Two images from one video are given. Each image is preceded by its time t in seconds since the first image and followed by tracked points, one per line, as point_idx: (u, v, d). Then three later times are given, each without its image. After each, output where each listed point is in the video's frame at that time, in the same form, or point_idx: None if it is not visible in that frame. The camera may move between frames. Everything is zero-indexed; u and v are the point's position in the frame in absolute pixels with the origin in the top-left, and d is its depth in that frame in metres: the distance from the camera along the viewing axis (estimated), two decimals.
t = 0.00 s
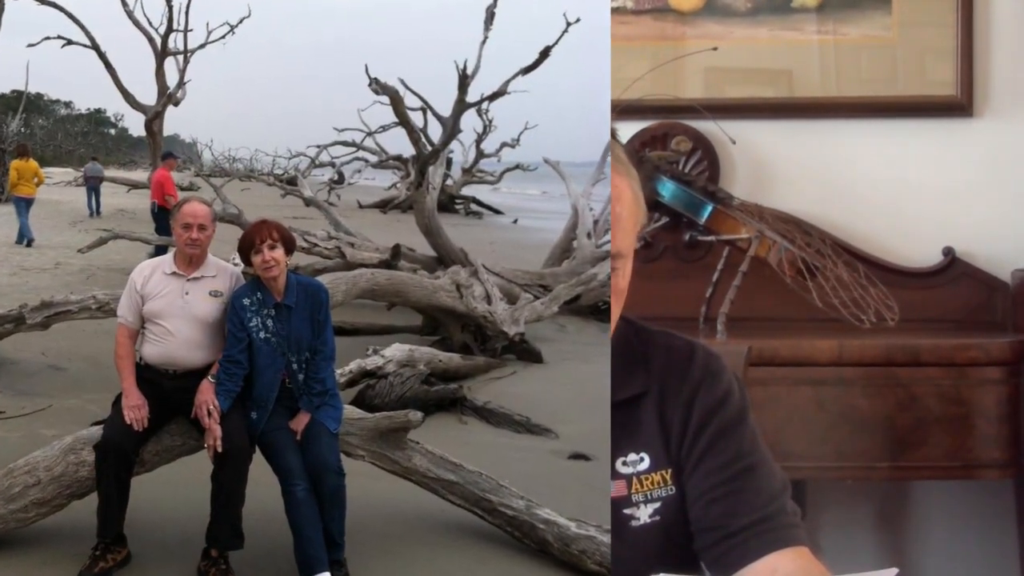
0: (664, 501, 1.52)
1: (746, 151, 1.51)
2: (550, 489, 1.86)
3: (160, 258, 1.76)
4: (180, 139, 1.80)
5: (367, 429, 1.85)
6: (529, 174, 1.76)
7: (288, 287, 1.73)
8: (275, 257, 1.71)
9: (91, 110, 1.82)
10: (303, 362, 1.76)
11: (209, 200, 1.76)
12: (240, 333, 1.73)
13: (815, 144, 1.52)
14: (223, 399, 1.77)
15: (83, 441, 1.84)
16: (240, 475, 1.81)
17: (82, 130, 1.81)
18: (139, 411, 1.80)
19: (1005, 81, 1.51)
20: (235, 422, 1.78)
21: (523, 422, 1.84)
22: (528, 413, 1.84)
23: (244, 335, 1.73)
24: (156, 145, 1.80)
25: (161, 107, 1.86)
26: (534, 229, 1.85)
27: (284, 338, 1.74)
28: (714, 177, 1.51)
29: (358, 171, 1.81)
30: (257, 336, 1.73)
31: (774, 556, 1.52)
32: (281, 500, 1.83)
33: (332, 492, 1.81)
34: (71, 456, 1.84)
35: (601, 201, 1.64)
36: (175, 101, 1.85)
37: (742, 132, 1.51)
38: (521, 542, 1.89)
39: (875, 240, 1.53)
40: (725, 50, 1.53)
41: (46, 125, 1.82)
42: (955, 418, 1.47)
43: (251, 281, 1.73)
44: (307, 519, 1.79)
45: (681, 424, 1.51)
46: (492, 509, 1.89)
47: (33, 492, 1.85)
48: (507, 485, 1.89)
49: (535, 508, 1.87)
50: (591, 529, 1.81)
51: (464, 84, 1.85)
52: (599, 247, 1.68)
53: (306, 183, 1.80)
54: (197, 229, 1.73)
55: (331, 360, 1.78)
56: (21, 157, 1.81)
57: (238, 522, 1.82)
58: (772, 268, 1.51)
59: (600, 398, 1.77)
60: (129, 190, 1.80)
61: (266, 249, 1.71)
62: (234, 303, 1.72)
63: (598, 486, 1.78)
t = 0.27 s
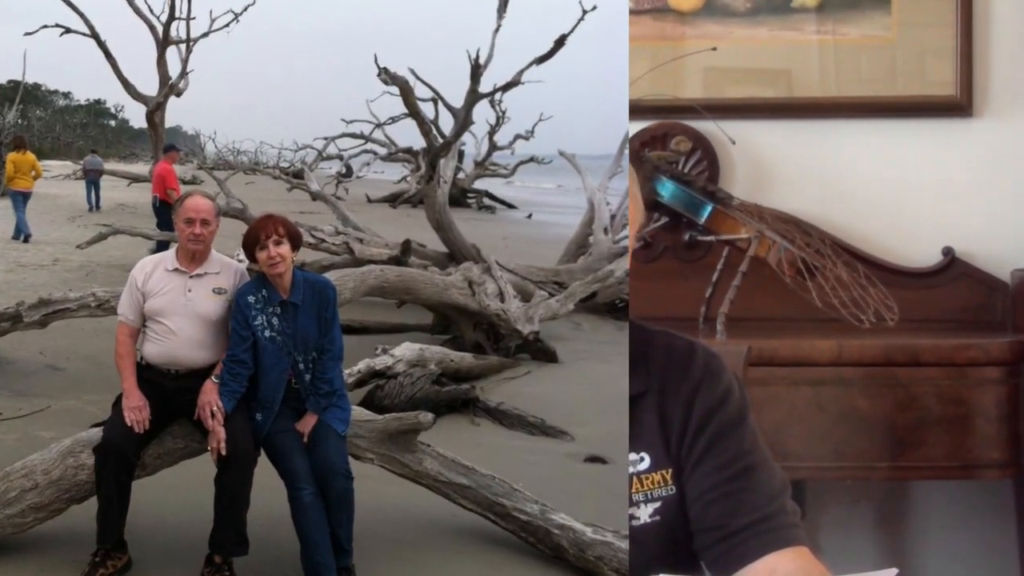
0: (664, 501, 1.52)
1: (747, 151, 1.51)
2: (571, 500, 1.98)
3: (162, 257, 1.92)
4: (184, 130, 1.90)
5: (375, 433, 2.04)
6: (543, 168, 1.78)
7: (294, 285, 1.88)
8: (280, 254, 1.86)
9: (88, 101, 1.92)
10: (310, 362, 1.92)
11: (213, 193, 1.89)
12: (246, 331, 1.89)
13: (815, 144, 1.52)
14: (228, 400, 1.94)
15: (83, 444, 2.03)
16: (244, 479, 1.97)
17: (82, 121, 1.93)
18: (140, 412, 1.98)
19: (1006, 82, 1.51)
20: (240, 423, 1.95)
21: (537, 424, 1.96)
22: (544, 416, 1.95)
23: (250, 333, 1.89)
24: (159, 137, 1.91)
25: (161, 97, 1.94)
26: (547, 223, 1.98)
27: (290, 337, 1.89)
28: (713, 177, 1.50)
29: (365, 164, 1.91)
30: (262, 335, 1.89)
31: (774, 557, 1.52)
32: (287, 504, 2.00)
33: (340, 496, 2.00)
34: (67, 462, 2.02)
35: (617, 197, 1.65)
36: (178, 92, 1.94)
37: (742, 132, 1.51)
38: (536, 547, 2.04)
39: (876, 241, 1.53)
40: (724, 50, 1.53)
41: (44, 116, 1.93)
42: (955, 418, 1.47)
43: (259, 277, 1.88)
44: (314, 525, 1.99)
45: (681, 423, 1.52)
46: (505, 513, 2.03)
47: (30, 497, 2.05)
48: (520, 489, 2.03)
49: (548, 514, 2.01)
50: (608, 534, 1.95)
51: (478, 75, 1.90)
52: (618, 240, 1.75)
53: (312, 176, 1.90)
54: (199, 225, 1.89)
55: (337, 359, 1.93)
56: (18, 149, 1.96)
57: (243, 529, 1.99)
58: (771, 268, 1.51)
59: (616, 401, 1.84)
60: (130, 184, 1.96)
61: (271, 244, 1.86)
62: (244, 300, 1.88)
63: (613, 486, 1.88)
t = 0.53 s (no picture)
0: (662, 500, 1.54)
1: (746, 151, 1.51)
2: (586, 501, 2.34)
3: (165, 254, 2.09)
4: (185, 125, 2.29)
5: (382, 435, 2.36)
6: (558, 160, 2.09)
7: (300, 281, 2.03)
8: (285, 248, 2.01)
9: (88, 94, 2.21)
10: (317, 361, 2.07)
11: (218, 187, 2.34)
12: (252, 330, 2.04)
13: (815, 144, 1.52)
14: (233, 398, 2.08)
15: (80, 448, 2.19)
16: (248, 482, 2.12)
17: (81, 112, 2.22)
18: (142, 413, 2.14)
19: (1006, 82, 1.50)
20: (245, 424, 2.10)
21: (551, 426, 2.40)
22: (559, 419, 2.38)
23: (256, 331, 2.03)
24: (160, 130, 2.27)
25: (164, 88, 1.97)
26: (562, 218, 2.58)
27: (297, 335, 2.05)
28: (713, 177, 1.51)
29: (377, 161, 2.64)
30: (269, 333, 2.04)
31: (773, 557, 1.51)
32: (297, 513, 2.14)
33: (349, 499, 2.15)
34: (65, 465, 2.18)
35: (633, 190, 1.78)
36: (180, 82, 1.97)
37: (742, 132, 1.51)
38: (550, 552, 2.36)
39: (876, 242, 1.53)
40: (724, 50, 1.53)
41: (43, 107, 2.21)
42: (955, 418, 1.47)
43: (265, 275, 2.04)
44: (320, 529, 2.14)
45: (681, 424, 1.53)
46: (520, 517, 2.36)
47: (29, 502, 2.23)
48: (534, 495, 2.37)
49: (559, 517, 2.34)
50: (624, 539, 2.28)
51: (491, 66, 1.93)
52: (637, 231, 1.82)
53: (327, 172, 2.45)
54: (202, 219, 2.08)
55: (343, 360, 2.09)
56: (16, 143, 2.28)
57: (246, 534, 2.17)
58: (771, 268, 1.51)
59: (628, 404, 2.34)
60: (130, 178, 2.39)
61: (277, 239, 2.01)
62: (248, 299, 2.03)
63: (629, 489, 2.28)
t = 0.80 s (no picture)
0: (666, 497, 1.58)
1: (746, 151, 1.52)
2: (598, 508, 2.03)
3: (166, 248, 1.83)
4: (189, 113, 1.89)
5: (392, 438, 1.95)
6: (572, 153, 1.93)
7: (308, 278, 1.81)
8: (292, 245, 1.79)
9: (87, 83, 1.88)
10: (324, 361, 1.83)
11: (220, 181, 1.86)
12: (256, 328, 1.81)
13: (815, 143, 1.52)
14: (236, 401, 1.83)
15: (81, 449, 1.90)
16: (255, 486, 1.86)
17: (80, 104, 1.87)
18: (144, 415, 1.86)
19: (1006, 81, 1.51)
20: (249, 426, 1.84)
21: (567, 427, 2.01)
22: (573, 419, 2.01)
23: (261, 331, 1.80)
24: (163, 123, 1.88)
25: (165, 78, 1.94)
26: (577, 214, 2.06)
27: (304, 334, 1.82)
28: (712, 177, 1.51)
29: (384, 151, 1.93)
30: (273, 332, 1.81)
31: (773, 558, 1.54)
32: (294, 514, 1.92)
33: (356, 503, 1.86)
34: (64, 467, 1.90)
35: (651, 184, 1.81)
36: (182, 73, 1.95)
37: (742, 133, 1.52)
38: (564, 559, 2.04)
39: (876, 242, 1.52)
40: (724, 50, 1.53)
41: (41, 100, 1.89)
42: (954, 418, 1.47)
43: (271, 272, 1.80)
44: (329, 534, 1.86)
45: (681, 423, 1.56)
46: (534, 522, 2.03)
47: (25, 505, 1.93)
48: (549, 498, 2.03)
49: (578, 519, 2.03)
50: (641, 545, 2.01)
51: (503, 56, 1.90)
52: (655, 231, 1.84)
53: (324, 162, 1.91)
54: (206, 215, 1.81)
55: (353, 359, 1.85)
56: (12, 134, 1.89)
57: (253, 539, 1.89)
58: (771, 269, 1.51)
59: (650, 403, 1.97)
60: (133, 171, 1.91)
61: (283, 235, 1.78)
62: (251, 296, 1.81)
63: (647, 494, 1.97)
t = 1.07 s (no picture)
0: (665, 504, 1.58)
1: (746, 152, 1.52)
2: (617, 512, 1.94)
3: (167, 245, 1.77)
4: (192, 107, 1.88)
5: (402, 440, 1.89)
6: (586, 145, 1.80)
7: (314, 275, 1.73)
8: (298, 241, 1.71)
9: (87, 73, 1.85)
10: (330, 360, 1.75)
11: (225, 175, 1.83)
12: (260, 326, 1.73)
13: (815, 143, 1.51)
14: (240, 402, 1.76)
15: (81, 450, 1.85)
16: (259, 490, 1.79)
17: (80, 96, 1.84)
18: (145, 416, 1.79)
19: (1005, 81, 1.51)
20: (254, 428, 1.77)
21: (583, 429, 1.92)
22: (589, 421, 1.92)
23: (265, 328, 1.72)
24: (165, 114, 1.87)
25: (169, 69, 1.95)
26: (592, 209, 1.96)
27: (309, 332, 1.73)
28: (712, 178, 1.51)
29: (394, 144, 1.90)
30: (277, 330, 1.73)
31: (773, 559, 1.55)
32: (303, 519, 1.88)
33: (366, 508, 1.80)
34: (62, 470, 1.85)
35: (669, 178, 1.76)
36: (185, 63, 1.95)
37: (742, 133, 1.52)
38: (578, 565, 1.96)
39: (875, 242, 1.52)
40: (724, 51, 1.53)
41: (38, 90, 1.84)
42: (954, 418, 1.48)
43: (274, 267, 1.73)
44: (335, 538, 1.79)
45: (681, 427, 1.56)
46: (547, 527, 1.94)
47: (23, 509, 1.87)
48: (563, 502, 1.94)
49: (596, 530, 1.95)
50: (659, 550, 1.91)
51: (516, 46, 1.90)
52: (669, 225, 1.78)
53: (336, 156, 1.90)
54: (209, 210, 1.75)
55: (360, 358, 1.77)
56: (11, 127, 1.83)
57: (258, 544, 1.82)
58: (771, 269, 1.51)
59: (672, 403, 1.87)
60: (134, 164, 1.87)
61: (289, 232, 1.70)
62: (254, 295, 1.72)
63: (664, 497, 1.89)
